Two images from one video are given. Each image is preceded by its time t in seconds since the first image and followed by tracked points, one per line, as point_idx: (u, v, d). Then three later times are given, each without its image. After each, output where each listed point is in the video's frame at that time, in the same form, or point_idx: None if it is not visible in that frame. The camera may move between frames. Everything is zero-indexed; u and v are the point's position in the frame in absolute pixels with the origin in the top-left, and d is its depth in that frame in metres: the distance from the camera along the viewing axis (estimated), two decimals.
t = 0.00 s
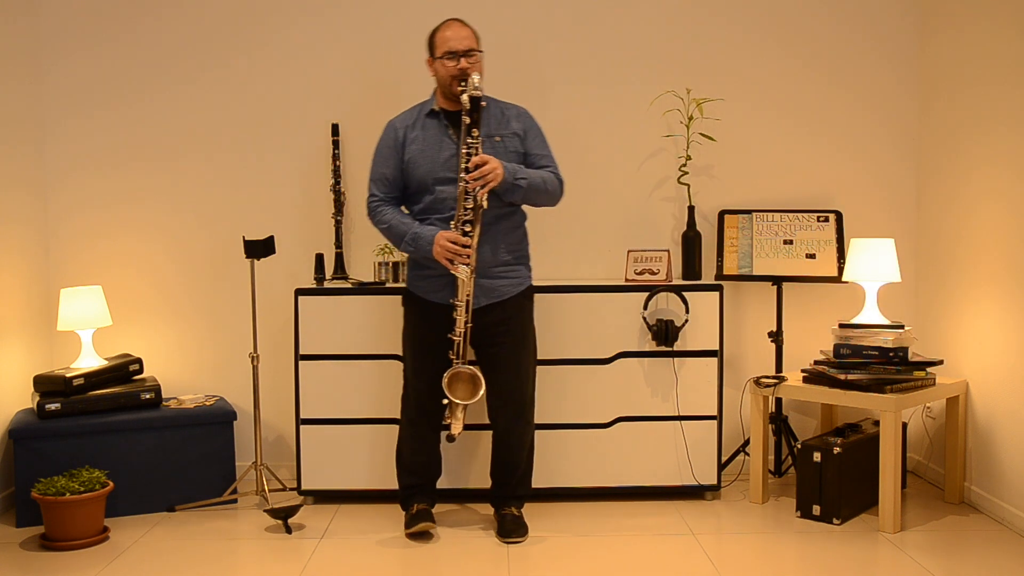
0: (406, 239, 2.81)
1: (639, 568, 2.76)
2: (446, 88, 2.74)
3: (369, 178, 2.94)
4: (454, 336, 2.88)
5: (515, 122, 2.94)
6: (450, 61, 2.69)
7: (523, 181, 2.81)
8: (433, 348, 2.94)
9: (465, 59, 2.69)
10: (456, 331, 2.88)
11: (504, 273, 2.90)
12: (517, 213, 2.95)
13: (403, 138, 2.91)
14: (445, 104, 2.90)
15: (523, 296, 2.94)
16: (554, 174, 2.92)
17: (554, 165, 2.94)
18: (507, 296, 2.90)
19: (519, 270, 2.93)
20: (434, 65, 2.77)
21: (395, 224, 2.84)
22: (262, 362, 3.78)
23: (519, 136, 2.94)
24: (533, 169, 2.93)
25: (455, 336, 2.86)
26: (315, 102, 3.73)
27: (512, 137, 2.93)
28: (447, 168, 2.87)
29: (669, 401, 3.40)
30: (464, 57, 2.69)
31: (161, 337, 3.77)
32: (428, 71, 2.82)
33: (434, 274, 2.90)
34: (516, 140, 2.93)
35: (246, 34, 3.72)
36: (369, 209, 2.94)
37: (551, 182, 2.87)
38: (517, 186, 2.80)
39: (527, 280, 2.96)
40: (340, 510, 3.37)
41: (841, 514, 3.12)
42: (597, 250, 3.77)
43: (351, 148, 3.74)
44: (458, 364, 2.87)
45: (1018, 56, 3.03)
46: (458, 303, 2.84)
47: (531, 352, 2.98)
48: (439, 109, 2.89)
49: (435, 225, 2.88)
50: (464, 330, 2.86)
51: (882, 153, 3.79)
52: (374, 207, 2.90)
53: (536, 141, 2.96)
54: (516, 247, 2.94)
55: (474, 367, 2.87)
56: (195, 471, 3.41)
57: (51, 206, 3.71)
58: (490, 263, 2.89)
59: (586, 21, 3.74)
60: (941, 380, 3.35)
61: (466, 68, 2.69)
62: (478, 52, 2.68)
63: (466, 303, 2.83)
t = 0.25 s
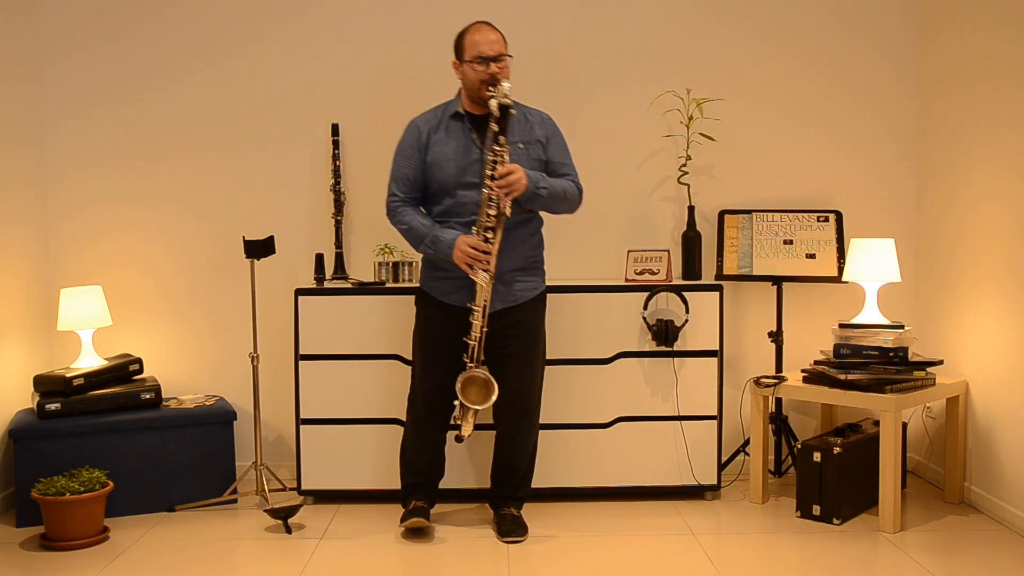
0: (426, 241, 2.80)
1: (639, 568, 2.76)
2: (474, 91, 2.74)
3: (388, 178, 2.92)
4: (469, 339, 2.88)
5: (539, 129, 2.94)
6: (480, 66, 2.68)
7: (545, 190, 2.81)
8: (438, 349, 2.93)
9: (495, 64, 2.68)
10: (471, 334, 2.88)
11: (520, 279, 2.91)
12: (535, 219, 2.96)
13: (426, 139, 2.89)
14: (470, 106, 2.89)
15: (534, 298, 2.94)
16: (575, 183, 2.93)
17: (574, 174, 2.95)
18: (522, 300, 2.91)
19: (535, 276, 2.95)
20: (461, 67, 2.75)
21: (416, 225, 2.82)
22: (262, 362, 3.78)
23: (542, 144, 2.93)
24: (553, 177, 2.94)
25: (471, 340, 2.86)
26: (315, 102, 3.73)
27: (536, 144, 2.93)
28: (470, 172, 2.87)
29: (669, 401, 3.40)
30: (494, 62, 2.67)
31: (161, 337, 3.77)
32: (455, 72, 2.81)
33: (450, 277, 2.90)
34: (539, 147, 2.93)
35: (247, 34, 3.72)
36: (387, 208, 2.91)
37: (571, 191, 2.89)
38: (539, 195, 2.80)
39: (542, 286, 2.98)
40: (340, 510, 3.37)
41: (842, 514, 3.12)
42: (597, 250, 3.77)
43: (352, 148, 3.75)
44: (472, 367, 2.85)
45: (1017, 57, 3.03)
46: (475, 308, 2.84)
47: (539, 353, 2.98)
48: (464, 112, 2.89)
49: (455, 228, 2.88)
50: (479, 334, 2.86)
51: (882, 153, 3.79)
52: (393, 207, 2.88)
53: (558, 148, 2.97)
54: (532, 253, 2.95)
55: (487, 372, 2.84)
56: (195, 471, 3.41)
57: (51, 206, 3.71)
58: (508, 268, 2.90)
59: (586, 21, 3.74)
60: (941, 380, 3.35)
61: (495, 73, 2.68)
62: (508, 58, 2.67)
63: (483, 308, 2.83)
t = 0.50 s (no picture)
0: (443, 248, 2.78)
1: (638, 568, 2.76)
2: (496, 100, 2.73)
3: (404, 182, 2.88)
4: (481, 346, 2.88)
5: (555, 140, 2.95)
6: (505, 75, 2.67)
7: (564, 203, 2.85)
8: (439, 348, 2.94)
9: (521, 74, 2.68)
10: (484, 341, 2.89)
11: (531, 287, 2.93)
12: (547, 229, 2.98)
13: (445, 145, 2.86)
14: (489, 113, 2.88)
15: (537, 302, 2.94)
16: (587, 195, 2.97)
17: (586, 185, 3.00)
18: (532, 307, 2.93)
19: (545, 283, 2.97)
20: (485, 74, 2.74)
21: (433, 232, 2.79)
22: (262, 362, 3.78)
23: (559, 155, 2.95)
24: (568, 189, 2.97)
25: (483, 347, 2.87)
26: (316, 102, 3.73)
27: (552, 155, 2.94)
28: (489, 181, 2.86)
29: (669, 401, 3.40)
30: (520, 72, 2.67)
31: (161, 337, 3.77)
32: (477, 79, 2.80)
33: (463, 284, 2.89)
34: (556, 158, 2.94)
35: (247, 34, 3.72)
36: (402, 213, 2.87)
37: (585, 203, 2.93)
38: (558, 207, 2.85)
39: (551, 293, 3.00)
40: (340, 510, 3.37)
41: (842, 514, 3.12)
42: (597, 249, 3.77)
43: (352, 148, 3.75)
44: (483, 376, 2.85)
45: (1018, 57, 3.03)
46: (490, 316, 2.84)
47: (544, 356, 2.99)
48: (483, 119, 2.87)
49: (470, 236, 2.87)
50: (492, 342, 2.87)
51: (882, 153, 3.78)
52: (409, 213, 2.84)
53: (572, 160, 3.00)
54: (544, 262, 2.97)
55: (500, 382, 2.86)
56: (195, 471, 3.42)
57: (50, 205, 3.71)
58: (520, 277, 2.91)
59: (586, 21, 3.74)
60: (941, 381, 3.35)
61: (520, 83, 2.68)
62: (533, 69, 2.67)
63: (498, 316, 2.84)
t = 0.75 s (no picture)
0: (455, 242, 2.78)
1: (638, 568, 2.76)
2: (505, 96, 2.72)
3: (411, 174, 2.86)
4: (490, 342, 2.87)
5: (560, 137, 2.98)
6: (516, 70, 2.67)
7: (571, 198, 2.92)
8: (439, 348, 2.94)
9: (530, 70, 2.69)
10: (493, 336, 2.88)
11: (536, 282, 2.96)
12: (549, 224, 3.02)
13: (453, 138, 2.85)
14: (493, 108, 2.86)
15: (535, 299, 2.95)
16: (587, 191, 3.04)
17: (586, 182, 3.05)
18: (537, 302, 2.95)
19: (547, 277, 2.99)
20: (491, 70, 2.73)
21: (445, 226, 2.79)
22: (262, 362, 3.78)
23: (563, 151, 2.98)
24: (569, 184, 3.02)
25: (492, 343, 2.86)
26: (316, 102, 3.73)
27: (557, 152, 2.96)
28: (497, 175, 2.87)
29: (669, 401, 3.40)
30: (530, 68, 2.68)
31: (161, 337, 3.77)
32: (481, 75, 2.78)
33: (469, 278, 2.90)
34: (559, 154, 2.97)
35: (247, 34, 3.72)
36: (410, 206, 2.85)
37: (587, 200, 2.99)
38: (566, 203, 2.91)
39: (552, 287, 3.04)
40: (340, 510, 3.37)
41: (842, 514, 3.12)
42: (596, 249, 3.78)
43: (352, 148, 3.75)
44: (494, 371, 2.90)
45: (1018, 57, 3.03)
46: (499, 311, 2.85)
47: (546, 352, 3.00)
48: (490, 113, 2.86)
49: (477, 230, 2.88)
50: (502, 338, 2.87)
51: (882, 153, 3.79)
52: (419, 205, 2.82)
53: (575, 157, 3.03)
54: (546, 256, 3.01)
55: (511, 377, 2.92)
56: (195, 471, 3.42)
57: (51, 205, 3.71)
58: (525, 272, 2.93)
59: (587, 21, 3.74)
60: (941, 381, 3.35)
61: (530, 78, 2.69)
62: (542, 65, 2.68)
63: (508, 311, 2.85)
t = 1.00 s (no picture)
0: (449, 242, 2.77)
1: (638, 568, 2.76)
2: (498, 95, 2.72)
3: (402, 174, 2.84)
4: (483, 341, 2.85)
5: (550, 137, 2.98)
6: (508, 69, 2.68)
7: (563, 198, 2.93)
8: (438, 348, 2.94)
9: (522, 69, 2.70)
10: (486, 336, 2.86)
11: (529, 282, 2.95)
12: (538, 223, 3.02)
13: (443, 138, 2.85)
14: (483, 107, 2.87)
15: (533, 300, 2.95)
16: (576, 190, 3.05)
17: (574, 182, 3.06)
18: (530, 301, 2.93)
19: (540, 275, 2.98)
20: (483, 70, 2.73)
21: (438, 225, 2.78)
22: (262, 362, 3.78)
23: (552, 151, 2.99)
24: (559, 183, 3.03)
25: (486, 341, 2.84)
26: (316, 102, 3.73)
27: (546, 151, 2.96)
28: (488, 174, 2.86)
29: (669, 401, 3.40)
30: (522, 67, 2.69)
31: (161, 337, 3.77)
32: (472, 76, 2.78)
33: (461, 278, 2.88)
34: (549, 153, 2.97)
35: (247, 33, 3.72)
36: (402, 206, 2.84)
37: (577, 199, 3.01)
38: (559, 201, 2.92)
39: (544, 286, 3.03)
40: (340, 510, 3.37)
41: (842, 514, 3.12)
42: (596, 249, 3.78)
43: (352, 148, 3.75)
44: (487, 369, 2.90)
45: (1018, 57, 3.03)
46: (492, 310, 2.83)
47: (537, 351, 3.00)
48: (480, 112, 2.87)
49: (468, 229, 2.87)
50: (494, 336, 2.85)
51: (882, 153, 3.79)
52: (411, 205, 2.81)
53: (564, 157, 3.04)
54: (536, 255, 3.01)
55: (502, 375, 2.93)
56: (195, 471, 3.42)
57: (51, 205, 3.72)
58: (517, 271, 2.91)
59: (587, 20, 3.74)
60: (941, 381, 3.35)
61: (523, 77, 2.70)
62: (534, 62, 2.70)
63: (501, 311, 2.84)
